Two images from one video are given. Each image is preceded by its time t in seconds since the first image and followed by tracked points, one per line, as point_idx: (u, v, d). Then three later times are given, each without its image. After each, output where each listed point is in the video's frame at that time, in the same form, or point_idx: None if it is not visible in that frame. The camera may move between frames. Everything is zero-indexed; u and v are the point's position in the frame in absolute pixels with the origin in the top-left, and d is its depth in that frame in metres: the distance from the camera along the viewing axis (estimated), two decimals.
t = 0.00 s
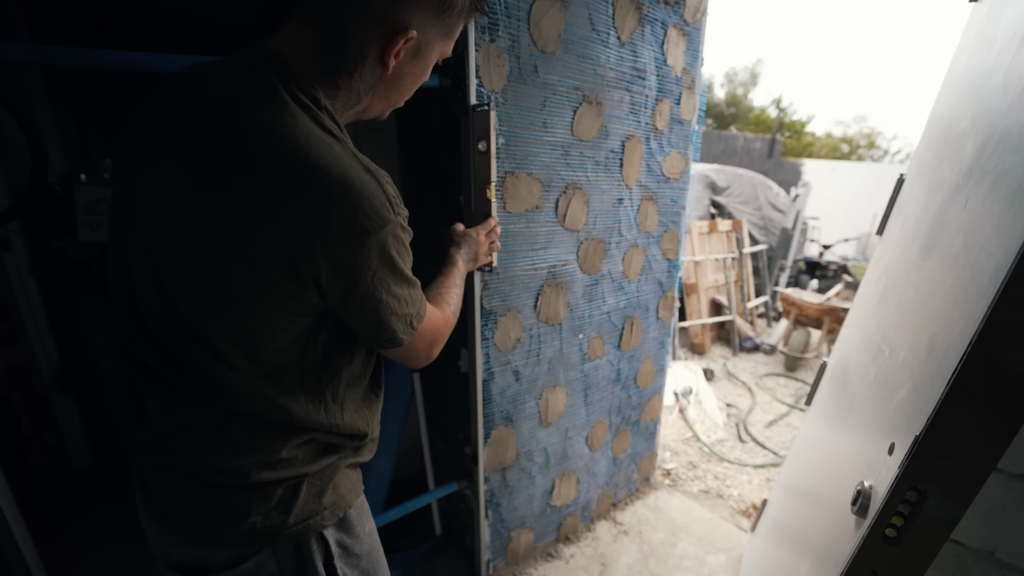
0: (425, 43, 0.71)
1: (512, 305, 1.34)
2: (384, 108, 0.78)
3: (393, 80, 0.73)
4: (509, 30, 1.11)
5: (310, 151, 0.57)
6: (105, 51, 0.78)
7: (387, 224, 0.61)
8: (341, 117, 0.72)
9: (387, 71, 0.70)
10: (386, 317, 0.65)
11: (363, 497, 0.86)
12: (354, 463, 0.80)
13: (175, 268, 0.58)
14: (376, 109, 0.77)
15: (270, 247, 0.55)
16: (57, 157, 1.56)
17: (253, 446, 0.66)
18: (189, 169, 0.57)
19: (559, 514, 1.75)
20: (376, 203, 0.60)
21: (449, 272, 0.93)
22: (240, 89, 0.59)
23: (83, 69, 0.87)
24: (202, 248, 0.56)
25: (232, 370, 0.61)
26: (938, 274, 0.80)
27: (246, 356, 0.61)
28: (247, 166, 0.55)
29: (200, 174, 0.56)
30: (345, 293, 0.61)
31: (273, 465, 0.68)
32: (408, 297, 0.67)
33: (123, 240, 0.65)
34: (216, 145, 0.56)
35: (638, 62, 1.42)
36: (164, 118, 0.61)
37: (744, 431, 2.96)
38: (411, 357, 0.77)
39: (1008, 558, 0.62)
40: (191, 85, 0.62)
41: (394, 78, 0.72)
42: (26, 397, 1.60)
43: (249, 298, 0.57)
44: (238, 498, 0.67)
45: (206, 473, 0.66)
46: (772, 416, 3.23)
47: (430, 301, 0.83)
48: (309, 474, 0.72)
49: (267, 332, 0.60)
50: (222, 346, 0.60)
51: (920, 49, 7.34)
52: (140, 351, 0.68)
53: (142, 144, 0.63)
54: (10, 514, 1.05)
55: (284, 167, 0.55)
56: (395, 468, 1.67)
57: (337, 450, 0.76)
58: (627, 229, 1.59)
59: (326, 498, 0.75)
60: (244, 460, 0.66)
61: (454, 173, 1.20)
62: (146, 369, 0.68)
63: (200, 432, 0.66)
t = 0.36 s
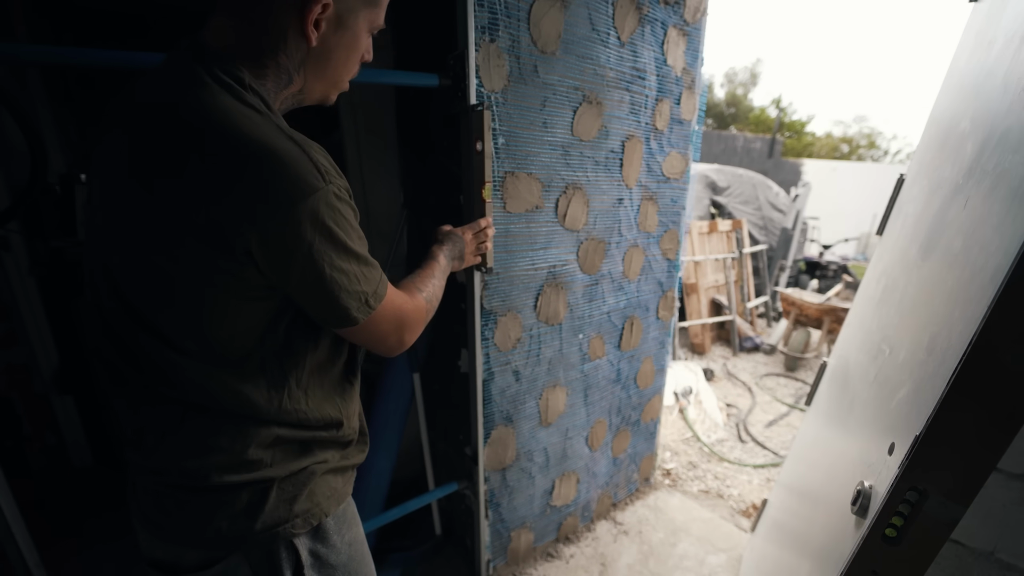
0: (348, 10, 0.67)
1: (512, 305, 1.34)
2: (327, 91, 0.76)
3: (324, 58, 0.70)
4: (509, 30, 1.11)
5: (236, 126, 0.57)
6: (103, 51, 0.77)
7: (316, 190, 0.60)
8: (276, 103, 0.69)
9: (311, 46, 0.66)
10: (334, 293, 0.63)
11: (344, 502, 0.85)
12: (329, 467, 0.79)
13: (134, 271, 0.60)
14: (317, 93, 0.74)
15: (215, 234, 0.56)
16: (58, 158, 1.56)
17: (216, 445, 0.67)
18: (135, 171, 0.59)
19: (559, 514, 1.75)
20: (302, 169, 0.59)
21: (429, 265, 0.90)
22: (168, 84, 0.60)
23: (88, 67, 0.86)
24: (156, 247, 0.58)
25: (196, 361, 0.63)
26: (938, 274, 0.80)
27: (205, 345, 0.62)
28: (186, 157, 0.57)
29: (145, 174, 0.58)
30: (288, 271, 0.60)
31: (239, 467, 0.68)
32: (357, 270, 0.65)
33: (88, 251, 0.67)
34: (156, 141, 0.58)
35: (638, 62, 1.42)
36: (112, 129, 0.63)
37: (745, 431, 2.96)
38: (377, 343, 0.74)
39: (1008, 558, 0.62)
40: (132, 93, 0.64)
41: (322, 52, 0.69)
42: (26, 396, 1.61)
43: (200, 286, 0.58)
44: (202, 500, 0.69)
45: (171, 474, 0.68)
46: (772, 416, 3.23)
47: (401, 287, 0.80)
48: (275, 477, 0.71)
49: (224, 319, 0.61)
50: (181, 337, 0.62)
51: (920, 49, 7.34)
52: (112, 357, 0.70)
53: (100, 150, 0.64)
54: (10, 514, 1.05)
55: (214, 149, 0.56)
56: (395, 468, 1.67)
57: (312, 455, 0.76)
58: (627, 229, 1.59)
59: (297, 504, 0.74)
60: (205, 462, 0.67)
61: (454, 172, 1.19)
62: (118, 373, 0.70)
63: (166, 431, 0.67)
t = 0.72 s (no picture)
0: None
1: (512, 305, 1.34)
2: (298, 83, 0.75)
3: (289, 46, 0.69)
4: (509, 30, 1.11)
5: (208, 113, 0.58)
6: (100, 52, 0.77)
7: (287, 165, 0.59)
8: (246, 94, 0.68)
9: (273, 33, 0.66)
10: (322, 267, 0.62)
11: (342, 500, 0.85)
12: (326, 465, 0.80)
13: (123, 274, 0.61)
14: (288, 85, 0.73)
15: (202, 225, 0.57)
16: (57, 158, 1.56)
17: (210, 442, 0.67)
18: (116, 174, 0.59)
19: (559, 514, 1.74)
20: (271, 146, 0.59)
21: (449, 237, 0.88)
22: (138, 84, 0.60)
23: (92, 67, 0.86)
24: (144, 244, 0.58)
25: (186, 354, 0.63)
26: (939, 273, 0.80)
27: (193, 337, 0.62)
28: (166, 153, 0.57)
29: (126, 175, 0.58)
30: (275, 250, 0.60)
31: (231, 464, 0.68)
32: (347, 240, 0.64)
33: (79, 258, 0.67)
34: (136, 140, 0.58)
35: (638, 62, 1.41)
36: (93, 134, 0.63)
37: (745, 431, 2.96)
38: (389, 317, 0.74)
39: (1008, 558, 0.62)
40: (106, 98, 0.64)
41: (286, 40, 0.68)
42: (26, 397, 1.60)
43: (188, 276, 0.58)
44: (199, 498, 0.69)
45: (166, 473, 0.68)
46: (772, 416, 3.23)
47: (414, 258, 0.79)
48: (270, 475, 0.71)
49: (215, 307, 0.61)
50: (169, 330, 0.62)
51: (920, 49, 7.34)
52: (105, 359, 0.70)
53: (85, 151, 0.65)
54: (10, 514, 1.05)
55: (190, 138, 0.57)
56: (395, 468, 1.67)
57: (307, 454, 0.76)
58: (627, 229, 1.59)
59: (293, 502, 0.75)
60: (198, 459, 0.67)
61: (454, 172, 1.19)
62: (113, 375, 0.69)
63: (158, 430, 0.67)
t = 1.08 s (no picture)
0: None
1: (512, 305, 1.34)
2: (289, 74, 0.75)
3: (276, 36, 0.69)
4: (509, 30, 1.10)
5: (206, 99, 0.57)
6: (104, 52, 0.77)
7: (292, 146, 0.59)
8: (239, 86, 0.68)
9: (258, 22, 0.66)
10: (341, 241, 0.62)
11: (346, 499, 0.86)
12: (329, 464, 0.80)
13: (128, 275, 0.61)
14: (278, 77, 0.74)
15: (212, 219, 0.58)
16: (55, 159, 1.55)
17: (216, 443, 0.67)
18: (116, 174, 0.59)
19: (559, 514, 1.74)
20: (273, 127, 0.58)
21: (465, 216, 0.89)
22: (131, 82, 0.60)
23: (91, 67, 0.86)
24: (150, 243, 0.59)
25: (193, 353, 0.63)
26: (938, 273, 0.80)
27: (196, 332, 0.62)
28: (168, 148, 0.57)
29: (127, 174, 0.58)
30: (293, 229, 0.60)
31: (237, 465, 0.69)
32: (362, 211, 0.63)
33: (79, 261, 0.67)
34: (137, 138, 0.58)
35: (638, 62, 1.41)
36: (91, 135, 0.62)
37: (745, 431, 2.96)
38: (413, 283, 0.74)
39: (1009, 558, 0.62)
40: (100, 99, 0.63)
41: (273, 30, 0.68)
42: (25, 397, 1.60)
43: (194, 268, 0.59)
44: (205, 500, 0.69)
45: (171, 475, 0.67)
46: (772, 416, 3.23)
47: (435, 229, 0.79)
48: (274, 476, 0.71)
49: (220, 297, 0.61)
50: (165, 324, 0.62)
51: (920, 49, 7.33)
52: (105, 361, 0.69)
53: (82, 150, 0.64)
54: (10, 515, 1.05)
55: (192, 129, 0.57)
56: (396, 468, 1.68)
57: (312, 454, 0.77)
58: (627, 229, 1.59)
59: (298, 503, 0.75)
60: (204, 461, 0.67)
61: (453, 172, 1.19)
62: (114, 378, 0.69)
63: (161, 431, 0.66)
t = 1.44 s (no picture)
0: None
1: (512, 305, 1.34)
2: (292, 69, 0.75)
3: (280, 31, 0.69)
4: (509, 30, 1.10)
5: (212, 102, 0.57)
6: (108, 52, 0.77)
7: (300, 150, 0.59)
8: (243, 82, 0.69)
9: (262, 18, 0.66)
10: (343, 246, 0.63)
11: (345, 502, 0.86)
12: (329, 466, 0.80)
13: (130, 274, 0.61)
14: (281, 71, 0.74)
15: (221, 220, 0.58)
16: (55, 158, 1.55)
17: (218, 446, 0.67)
18: (118, 172, 0.59)
19: (559, 514, 1.74)
20: (281, 131, 0.59)
21: (456, 220, 0.89)
22: (134, 80, 0.60)
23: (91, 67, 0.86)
24: (152, 242, 0.59)
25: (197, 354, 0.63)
26: (938, 273, 0.81)
27: (198, 334, 0.62)
28: (172, 146, 0.57)
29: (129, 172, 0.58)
30: (297, 233, 0.60)
31: (240, 467, 0.69)
32: (365, 217, 0.64)
33: (79, 262, 0.67)
34: (141, 136, 0.58)
35: (638, 62, 1.41)
36: (93, 134, 0.62)
37: (745, 431, 2.96)
38: (410, 292, 0.74)
39: (1009, 558, 0.62)
40: (100, 98, 0.63)
41: (276, 25, 0.68)
42: (25, 397, 1.59)
43: (196, 269, 0.59)
44: (208, 502, 0.69)
45: (173, 477, 0.67)
46: (772, 416, 3.23)
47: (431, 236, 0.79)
48: (276, 478, 0.72)
49: (223, 299, 0.62)
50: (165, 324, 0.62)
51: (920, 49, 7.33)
52: (105, 362, 0.69)
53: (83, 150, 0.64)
54: (10, 514, 1.05)
55: (197, 128, 0.56)
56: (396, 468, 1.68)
57: (313, 455, 0.77)
58: (627, 229, 1.59)
59: (300, 504, 0.75)
60: (207, 463, 0.67)
61: (453, 173, 1.19)
62: (115, 379, 0.68)
63: (163, 433, 0.66)
